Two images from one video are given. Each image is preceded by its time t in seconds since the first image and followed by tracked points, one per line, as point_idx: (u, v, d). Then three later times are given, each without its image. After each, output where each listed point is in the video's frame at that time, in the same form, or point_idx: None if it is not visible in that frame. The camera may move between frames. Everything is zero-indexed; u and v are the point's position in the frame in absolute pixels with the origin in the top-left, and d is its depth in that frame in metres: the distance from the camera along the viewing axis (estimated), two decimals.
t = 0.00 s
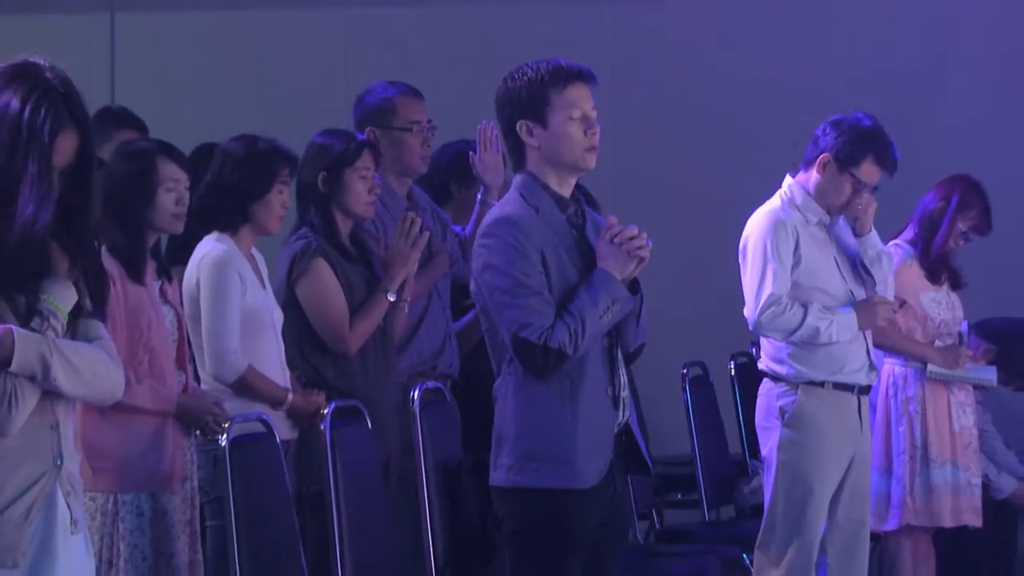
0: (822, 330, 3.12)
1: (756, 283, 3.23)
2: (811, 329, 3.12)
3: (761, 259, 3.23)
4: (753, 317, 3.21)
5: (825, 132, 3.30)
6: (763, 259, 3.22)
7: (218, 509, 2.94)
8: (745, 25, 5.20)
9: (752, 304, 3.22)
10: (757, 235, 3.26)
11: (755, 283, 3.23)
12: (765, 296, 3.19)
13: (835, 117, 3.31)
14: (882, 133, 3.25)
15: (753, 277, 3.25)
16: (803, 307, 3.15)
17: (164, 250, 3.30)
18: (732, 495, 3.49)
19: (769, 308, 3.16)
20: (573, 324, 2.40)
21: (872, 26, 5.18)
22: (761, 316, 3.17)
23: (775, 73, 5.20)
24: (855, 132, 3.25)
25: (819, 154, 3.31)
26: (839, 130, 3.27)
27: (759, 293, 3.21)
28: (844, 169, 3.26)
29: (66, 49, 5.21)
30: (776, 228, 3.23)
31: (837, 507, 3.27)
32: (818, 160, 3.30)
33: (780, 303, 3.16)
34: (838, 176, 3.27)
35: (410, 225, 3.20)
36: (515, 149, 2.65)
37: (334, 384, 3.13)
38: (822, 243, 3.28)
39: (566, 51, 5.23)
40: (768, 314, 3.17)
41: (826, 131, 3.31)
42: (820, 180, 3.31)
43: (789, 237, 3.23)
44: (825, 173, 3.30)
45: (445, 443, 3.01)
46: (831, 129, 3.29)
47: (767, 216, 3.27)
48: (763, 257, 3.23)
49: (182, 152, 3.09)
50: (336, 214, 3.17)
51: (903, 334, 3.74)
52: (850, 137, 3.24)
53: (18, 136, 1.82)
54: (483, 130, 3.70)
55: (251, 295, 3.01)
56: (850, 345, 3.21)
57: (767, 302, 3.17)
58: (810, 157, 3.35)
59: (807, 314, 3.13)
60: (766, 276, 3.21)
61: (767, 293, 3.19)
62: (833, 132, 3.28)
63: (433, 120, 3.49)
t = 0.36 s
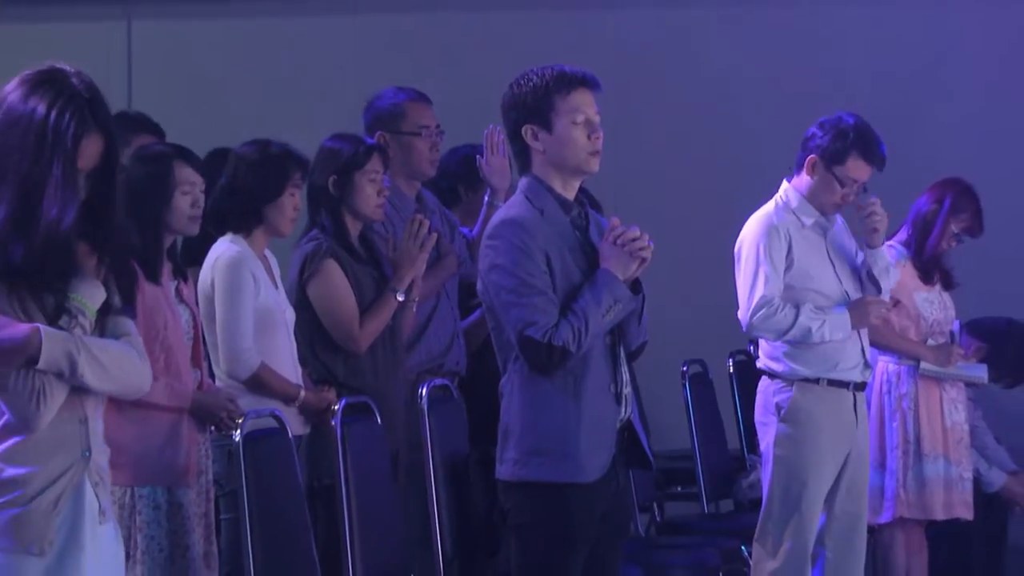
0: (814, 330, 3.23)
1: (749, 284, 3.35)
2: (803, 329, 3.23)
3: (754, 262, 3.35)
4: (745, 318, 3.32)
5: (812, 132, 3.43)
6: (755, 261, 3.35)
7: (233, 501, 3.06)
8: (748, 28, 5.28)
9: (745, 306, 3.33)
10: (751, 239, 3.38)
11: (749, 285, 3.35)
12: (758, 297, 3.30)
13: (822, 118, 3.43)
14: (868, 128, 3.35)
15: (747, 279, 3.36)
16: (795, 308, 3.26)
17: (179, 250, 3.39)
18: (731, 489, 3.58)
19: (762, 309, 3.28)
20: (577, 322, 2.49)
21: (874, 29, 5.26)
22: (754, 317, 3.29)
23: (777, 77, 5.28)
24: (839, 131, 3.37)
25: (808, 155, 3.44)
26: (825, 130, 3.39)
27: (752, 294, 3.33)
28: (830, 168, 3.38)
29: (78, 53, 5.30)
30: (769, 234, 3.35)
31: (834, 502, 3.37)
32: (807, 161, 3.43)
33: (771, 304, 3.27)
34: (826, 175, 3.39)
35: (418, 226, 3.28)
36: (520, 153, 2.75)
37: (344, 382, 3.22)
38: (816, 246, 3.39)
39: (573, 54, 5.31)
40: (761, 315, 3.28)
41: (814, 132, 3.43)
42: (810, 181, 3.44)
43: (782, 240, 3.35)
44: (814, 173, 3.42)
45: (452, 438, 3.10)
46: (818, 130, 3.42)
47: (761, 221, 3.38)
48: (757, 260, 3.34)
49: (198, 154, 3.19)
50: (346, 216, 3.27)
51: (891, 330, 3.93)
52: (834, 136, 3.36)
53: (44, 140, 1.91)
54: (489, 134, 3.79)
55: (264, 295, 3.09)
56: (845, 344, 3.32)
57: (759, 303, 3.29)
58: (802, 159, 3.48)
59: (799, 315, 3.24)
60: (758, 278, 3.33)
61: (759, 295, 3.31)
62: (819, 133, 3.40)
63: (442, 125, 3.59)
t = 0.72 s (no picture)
0: (815, 328, 3.33)
1: (752, 284, 3.44)
2: (805, 327, 3.33)
3: (756, 262, 3.44)
4: (748, 317, 3.41)
5: (808, 135, 3.52)
6: (758, 261, 3.44)
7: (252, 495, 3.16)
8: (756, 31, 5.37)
9: (749, 304, 3.42)
10: (753, 239, 3.47)
11: (751, 284, 3.44)
12: (761, 296, 3.39)
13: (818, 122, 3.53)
14: (864, 131, 3.46)
15: (750, 279, 3.45)
16: (796, 306, 3.36)
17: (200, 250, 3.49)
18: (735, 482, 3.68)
19: (765, 307, 3.37)
20: (587, 322, 2.58)
21: (878, 33, 5.35)
22: (757, 315, 3.38)
23: (782, 78, 5.37)
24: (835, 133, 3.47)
25: (805, 158, 3.53)
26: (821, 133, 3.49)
27: (755, 293, 3.42)
28: (827, 169, 3.47)
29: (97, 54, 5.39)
30: (770, 234, 3.44)
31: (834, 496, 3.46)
32: (804, 163, 3.52)
33: (773, 303, 3.37)
34: (823, 176, 3.49)
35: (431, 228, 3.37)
36: (531, 157, 2.84)
37: (360, 378, 3.32)
38: (815, 246, 3.49)
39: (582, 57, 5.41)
40: (764, 313, 3.37)
41: (811, 136, 3.53)
42: (807, 183, 3.52)
43: (783, 241, 3.44)
44: (811, 175, 3.51)
45: (465, 433, 3.20)
46: (814, 133, 3.52)
47: (762, 222, 3.47)
48: (759, 260, 3.43)
49: (218, 158, 3.28)
50: (361, 218, 3.36)
51: (892, 330, 4.00)
52: (830, 138, 3.46)
53: (84, 146, 2.02)
54: (501, 139, 3.89)
55: (282, 295, 3.18)
56: (844, 341, 3.42)
57: (762, 302, 3.38)
58: (798, 162, 3.57)
59: (801, 313, 3.34)
60: (761, 278, 3.42)
61: (762, 293, 3.40)
62: (816, 136, 3.50)
63: (455, 130, 3.69)
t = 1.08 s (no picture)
0: (816, 328, 3.42)
1: (755, 284, 3.53)
2: (806, 327, 3.42)
3: (759, 263, 3.53)
4: (751, 317, 3.50)
5: (809, 141, 3.62)
6: (760, 263, 3.53)
7: (271, 489, 3.24)
8: (760, 37, 5.46)
9: (751, 304, 3.51)
10: (756, 241, 3.56)
11: (754, 285, 3.53)
12: (763, 297, 3.49)
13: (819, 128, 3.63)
14: (864, 137, 3.55)
15: (752, 280, 3.55)
16: (797, 306, 3.45)
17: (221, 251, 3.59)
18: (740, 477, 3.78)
19: (766, 308, 3.46)
20: (597, 321, 2.67)
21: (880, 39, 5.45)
22: (759, 315, 3.47)
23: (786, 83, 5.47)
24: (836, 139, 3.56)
25: (806, 162, 3.62)
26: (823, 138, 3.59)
27: (757, 293, 3.52)
28: (828, 173, 3.57)
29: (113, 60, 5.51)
30: (773, 235, 3.53)
31: (833, 492, 3.56)
32: (805, 167, 3.62)
33: (775, 303, 3.46)
34: (823, 180, 3.58)
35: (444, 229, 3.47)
36: (543, 160, 2.93)
37: (375, 376, 3.41)
38: (816, 247, 3.58)
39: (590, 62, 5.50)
40: (766, 313, 3.46)
41: (812, 141, 3.62)
42: (808, 187, 3.62)
43: (785, 243, 3.53)
44: (812, 179, 3.61)
45: (478, 428, 3.29)
46: (816, 138, 3.61)
47: (764, 223, 3.56)
48: (761, 261, 3.53)
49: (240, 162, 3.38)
50: (376, 219, 3.45)
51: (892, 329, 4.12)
52: (831, 143, 3.55)
53: (118, 149, 2.11)
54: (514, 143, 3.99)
55: (301, 294, 3.27)
56: (843, 340, 3.51)
57: (764, 302, 3.47)
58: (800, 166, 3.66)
59: (802, 313, 3.43)
60: (763, 278, 3.52)
61: (764, 294, 3.49)
62: (817, 141, 3.59)
63: (468, 134, 3.79)
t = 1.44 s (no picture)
0: (813, 327, 3.52)
1: (754, 285, 3.63)
2: (804, 326, 3.52)
3: (757, 264, 3.63)
4: (750, 317, 3.60)
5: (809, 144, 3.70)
6: (759, 264, 3.63)
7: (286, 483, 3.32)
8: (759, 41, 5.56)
9: (751, 305, 3.62)
10: (755, 243, 3.66)
11: (753, 286, 3.64)
12: (762, 298, 3.59)
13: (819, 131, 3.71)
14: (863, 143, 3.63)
15: (751, 280, 3.65)
16: (795, 307, 3.55)
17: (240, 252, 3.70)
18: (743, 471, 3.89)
19: (765, 308, 3.57)
20: (606, 320, 2.76)
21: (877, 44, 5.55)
22: (758, 315, 3.58)
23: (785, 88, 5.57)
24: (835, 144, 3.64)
25: (805, 165, 3.71)
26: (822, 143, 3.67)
27: (756, 294, 3.62)
28: (826, 178, 3.66)
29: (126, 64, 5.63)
30: (771, 237, 3.63)
31: (831, 486, 3.65)
32: (804, 170, 3.71)
33: (773, 304, 3.56)
34: (821, 184, 3.67)
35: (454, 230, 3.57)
36: (553, 164, 3.03)
37: (388, 373, 3.51)
38: (813, 249, 3.68)
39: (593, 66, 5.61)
40: (764, 314, 3.57)
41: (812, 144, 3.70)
42: (806, 190, 3.71)
43: (783, 245, 3.63)
44: (810, 182, 3.70)
45: (487, 425, 3.38)
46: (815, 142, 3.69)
47: (763, 225, 3.66)
48: (760, 263, 3.63)
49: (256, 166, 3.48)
50: (389, 221, 3.55)
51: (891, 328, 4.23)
52: (830, 149, 3.63)
53: (137, 150, 2.18)
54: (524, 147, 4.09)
55: (317, 294, 3.35)
56: (840, 339, 3.61)
57: (762, 303, 3.58)
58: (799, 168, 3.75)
59: (800, 313, 3.53)
60: (762, 280, 3.62)
61: (762, 295, 3.60)
62: (816, 145, 3.67)
63: (479, 138, 3.89)
